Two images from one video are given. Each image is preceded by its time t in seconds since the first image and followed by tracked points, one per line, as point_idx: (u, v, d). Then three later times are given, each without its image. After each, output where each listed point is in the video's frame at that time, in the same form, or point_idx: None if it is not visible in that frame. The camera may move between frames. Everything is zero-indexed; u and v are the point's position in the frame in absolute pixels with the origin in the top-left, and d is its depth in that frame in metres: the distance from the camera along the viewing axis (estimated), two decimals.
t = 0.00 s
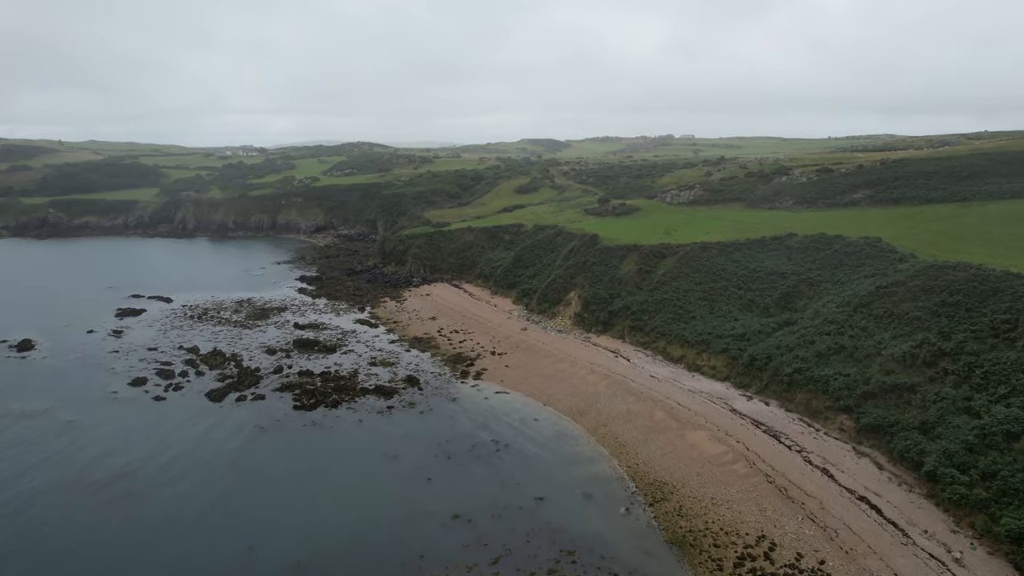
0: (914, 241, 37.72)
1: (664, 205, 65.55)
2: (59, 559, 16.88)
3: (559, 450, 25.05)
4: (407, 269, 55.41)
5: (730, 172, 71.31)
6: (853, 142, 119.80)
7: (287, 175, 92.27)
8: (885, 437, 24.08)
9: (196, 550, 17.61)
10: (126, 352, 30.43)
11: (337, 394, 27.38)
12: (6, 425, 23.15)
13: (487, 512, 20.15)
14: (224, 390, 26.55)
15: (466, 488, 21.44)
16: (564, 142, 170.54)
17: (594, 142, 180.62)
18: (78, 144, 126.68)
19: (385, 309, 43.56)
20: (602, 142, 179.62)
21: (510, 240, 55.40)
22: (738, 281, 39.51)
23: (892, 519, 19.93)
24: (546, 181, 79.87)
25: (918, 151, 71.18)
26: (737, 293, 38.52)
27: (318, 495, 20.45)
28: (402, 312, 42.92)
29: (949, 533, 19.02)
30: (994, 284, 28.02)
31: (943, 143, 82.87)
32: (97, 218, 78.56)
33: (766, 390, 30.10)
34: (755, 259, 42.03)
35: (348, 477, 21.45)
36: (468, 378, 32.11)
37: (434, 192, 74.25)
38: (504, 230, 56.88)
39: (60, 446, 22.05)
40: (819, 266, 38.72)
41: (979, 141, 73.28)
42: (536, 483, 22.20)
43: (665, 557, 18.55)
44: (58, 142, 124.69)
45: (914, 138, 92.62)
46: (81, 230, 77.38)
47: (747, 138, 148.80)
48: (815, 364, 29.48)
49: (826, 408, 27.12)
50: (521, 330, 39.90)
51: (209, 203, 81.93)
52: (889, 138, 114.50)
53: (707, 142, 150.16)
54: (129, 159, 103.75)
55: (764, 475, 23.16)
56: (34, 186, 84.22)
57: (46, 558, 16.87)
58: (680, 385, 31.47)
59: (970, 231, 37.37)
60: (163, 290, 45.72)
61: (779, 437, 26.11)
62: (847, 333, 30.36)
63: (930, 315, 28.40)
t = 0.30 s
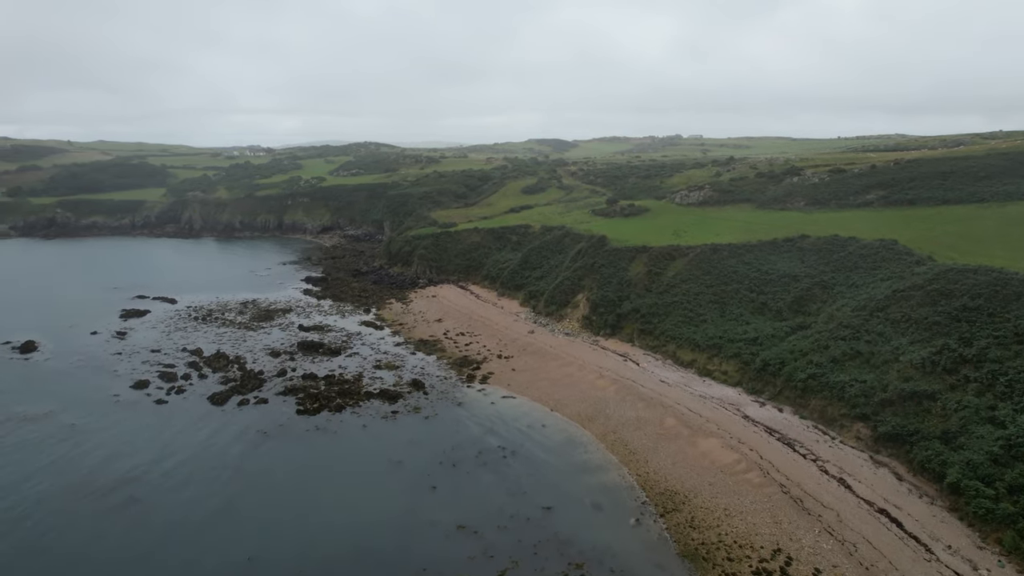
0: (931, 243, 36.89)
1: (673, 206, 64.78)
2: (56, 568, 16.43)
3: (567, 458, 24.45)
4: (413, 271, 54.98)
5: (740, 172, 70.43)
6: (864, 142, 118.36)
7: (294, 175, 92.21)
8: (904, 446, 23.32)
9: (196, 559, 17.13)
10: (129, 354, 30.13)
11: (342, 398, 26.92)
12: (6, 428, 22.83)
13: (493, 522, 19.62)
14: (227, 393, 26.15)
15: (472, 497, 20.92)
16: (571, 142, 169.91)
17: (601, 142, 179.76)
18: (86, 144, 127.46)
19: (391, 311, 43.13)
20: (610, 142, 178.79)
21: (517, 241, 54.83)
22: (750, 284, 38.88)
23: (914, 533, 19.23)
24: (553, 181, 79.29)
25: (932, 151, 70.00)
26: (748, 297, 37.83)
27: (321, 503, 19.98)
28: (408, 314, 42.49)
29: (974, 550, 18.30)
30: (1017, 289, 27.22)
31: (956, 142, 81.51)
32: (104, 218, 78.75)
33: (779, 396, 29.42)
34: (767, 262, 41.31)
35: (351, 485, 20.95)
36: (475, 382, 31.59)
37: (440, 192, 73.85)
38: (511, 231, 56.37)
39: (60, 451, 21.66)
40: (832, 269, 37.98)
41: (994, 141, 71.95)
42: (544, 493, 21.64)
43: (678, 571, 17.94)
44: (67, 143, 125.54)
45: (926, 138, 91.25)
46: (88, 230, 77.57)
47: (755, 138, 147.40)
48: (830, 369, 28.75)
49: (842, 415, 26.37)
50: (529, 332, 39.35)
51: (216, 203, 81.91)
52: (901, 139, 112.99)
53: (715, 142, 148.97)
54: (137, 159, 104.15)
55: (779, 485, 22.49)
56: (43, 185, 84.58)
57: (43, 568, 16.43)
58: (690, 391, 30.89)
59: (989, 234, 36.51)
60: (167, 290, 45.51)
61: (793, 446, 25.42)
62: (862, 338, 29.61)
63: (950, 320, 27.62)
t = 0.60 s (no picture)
0: (949, 245, 35.94)
1: (682, 207, 63.97)
2: None
3: (575, 465, 23.90)
4: (419, 272, 54.52)
5: (750, 172, 69.42)
6: (876, 142, 116.75)
7: (301, 176, 92.12)
8: (925, 456, 22.54)
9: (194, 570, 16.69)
10: (132, 356, 29.85)
11: (346, 402, 26.48)
12: (6, 432, 22.53)
13: (500, 533, 19.09)
14: (229, 397, 25.76)
15: (478, 506, 20.42)
16: (579, 142, 169.11)
17: (610, 142, 178.67)
18: (95, 144, 128.17)
19: (397, 312, 42.70)
20: (617, 142, 177.74)
21: (524, 242, 54.28)
22: (762, 287, 38.26)
23: (938, 549, 18.55)
24: (561, 181, 78.63)
25: (948, 151, 68.65)
26: (760, 301, 37.14)
27: (323, 511, 19.51)
28: (414, 316, 42.05)
29: (1001, 568, 17.58)
30: None
31: (972, 142, 80.01)
32: (111, 218, 78.97)
33: (794, 403, 28.78)
34: (779, 264, 40.56)
35: (354, 493, 20.48)
36: (481, 386, 31.06)
37: (447, 192, 73.42)
38: (518, 232, 55.81)
39: (60, 456, 21.29)
40: (847, 271, 37.17)
41: (1012, 140, 70.44)
42: (552, 502, 21.10)
43: None
44: (76, 143, 126.29)
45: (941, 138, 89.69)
46: (96, 230, 77.80)
47: (765, 138, 145.80)
48: (847, 375, 28.01)
49: (859, 423, 25.63)
50: (536, 335, 38.81)
51: (222, 203, 81.89)
52: (915, 138, 111.26)
53: (725, 142, 147.58)
54: (145, 159, 104.57)
55: (795, 496, 21.81)
56: (51, 185, 85.00)
57: None
58: (701, 396, 30.35)
59: (1010, 236, 35.52)
60: (173, 290, 45.36)
61: (808, 454, 24.73)
62: (879, 343, 28.82)
63: (971, 325, 26.78)
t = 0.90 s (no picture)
0: (969, 248, 34.98)
1: (692, 208, 63.14)
2: None
3: (584, 474, 23.32)
4: (426, 272, 54.05)
5: (761, 172, 68.43)
6: (887, 142, 114.55)
7: (307, 175, 91.98)
8: (947, 467, 21.78)
9: None
10: (135, 358, 29.53)
11: (350, 407, 26.01)
12: (5, 435, 22.18)
13: (507, 544, 18.55)
14: (232, 401, 25.34)
15: (484, 515, 19.89)
16: (586, 142, 168.18)
17: (618, 142, 177.44)
18: (104, 144, 128.80)
19: (402, 314, 42.27)
20: (625, 142, 176.64)
21: (532, 243, 53.71)
22: (774, 290, 37.66)
23: (962, 566, 17.85)
24: (568, 181, 77.94)
25: (964, 151, 67.28)
26: (773, 304, 36.49)
27: (325, 520, 19.02)
28: (420, 317, 41.57)
29: None
30: None
31: (988, 141, 78.49)
32: (118, 218, 79.14)
33: (808, 409, 28.13)
34: (792, 266, 39.83)
35: (357, 501, 20.00)
36: (488, 390, 30.51)
37: (454, 193, 72.94)
38: (526, 233, 55.23)
39: (60, 461, 20.90)
40: (862, 274, 36.35)
41: None
42: (561, 512, 20.53)
43: None
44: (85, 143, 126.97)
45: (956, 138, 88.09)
46: (103, 230, 78.00)
47: (774, 138, 144.09)
48: (863, 382, 27.27)
49: (876, 431, 24.88)
50: (544, 338, 38.29)
51: (229, 203, 81.85)
52: (928, 138, 109.51)
53: (734, 142, 146.12)
54: (153, 159, 104.89)
55: (811, 507, 21.14)
56: (60, 185, 85.36)
57: None
58: (712, 402, 29.84)
59: None
60: (178, 291, 45.14)
61: (824, 463, 24.05)
62: (897, 349, 28.02)
63: (994, 331, 25.92)
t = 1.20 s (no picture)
0: (990, 251, 34.00)
1: (701, 209, 62.33)
2: None
3: (593, 484, 22.78)
4: (432, 274, 53.59)
5: (772, 173, 67.42)
6: (900, 142, 112.84)
7: (314, 176, 91.87)
8: (970, 479, 21.04)
9: None
10: (138, 361, 29.24)
11: (354, 412, 25.54)
12: (5, 439, 21.88)
13: (514, 556, 18.00)
14: (234, 405, 24.93)
15: (490, 524, 19.39)
16: (595, 142, 167.37)
17: (625, 142, 176.52)
18: (113, 144, 129.52)
19: (409, 316, 41.91)
20: (634, 142, 175.60)
21: (539, 244, 53.16)
22: (787, 293, 37.19)
23: None
24: (576, 181, 77.25)
25: (980, 151, 65.90)
26: (786, 309, 35.97)
27: (328, 528, 18.57)
28: (426, 320, 41.13)
29: None
30: None
31: (1004, 141, 77.02)
32: (126, 219, 79.36)
33: (824, 417, 27.60)
34: (805, 269, 39.18)
35: (362, 510, 19.53)
36: (494, 395, 29.96)
37: (461, 193, 72.49)
38: (533, 234, 54.69)
39: (60, 466, 20.56)
40: (878, 277, 35.56)
41: None
42: (570, 523, 19.99)
43: None
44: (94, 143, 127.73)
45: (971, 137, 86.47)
46: (110, 230, 78.22)
47: (784, 138, 142.43)
48: (880, 389, 26.56)
49: (895, 440, 24.16)
50: (552, 341, 37.84)
51: (236, 203, 81.81)
52: (943, 137, 107.60)
53: (744, 142, 144.66)
54: (161, 159, 105.27)
55: (829, 519, 20.52)
56: (68, 185, 85.77)
57: None
58: (724, 409, 29.56)
59: None
60: (183, 291, 44.94)
61: (842, 474, 23.41)
62: (916, 355, 27.24)
63: (1018, 337, 25.05)
